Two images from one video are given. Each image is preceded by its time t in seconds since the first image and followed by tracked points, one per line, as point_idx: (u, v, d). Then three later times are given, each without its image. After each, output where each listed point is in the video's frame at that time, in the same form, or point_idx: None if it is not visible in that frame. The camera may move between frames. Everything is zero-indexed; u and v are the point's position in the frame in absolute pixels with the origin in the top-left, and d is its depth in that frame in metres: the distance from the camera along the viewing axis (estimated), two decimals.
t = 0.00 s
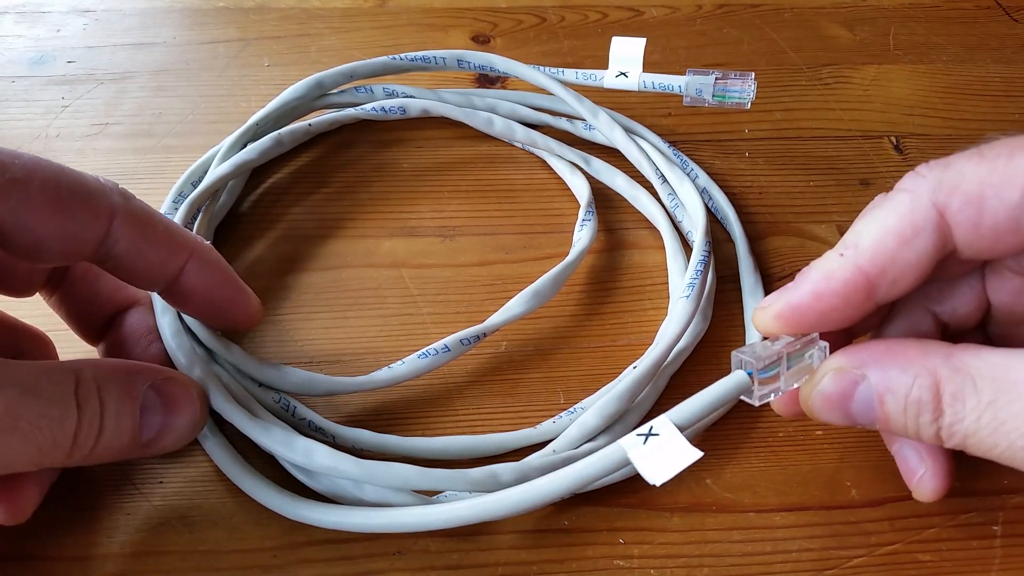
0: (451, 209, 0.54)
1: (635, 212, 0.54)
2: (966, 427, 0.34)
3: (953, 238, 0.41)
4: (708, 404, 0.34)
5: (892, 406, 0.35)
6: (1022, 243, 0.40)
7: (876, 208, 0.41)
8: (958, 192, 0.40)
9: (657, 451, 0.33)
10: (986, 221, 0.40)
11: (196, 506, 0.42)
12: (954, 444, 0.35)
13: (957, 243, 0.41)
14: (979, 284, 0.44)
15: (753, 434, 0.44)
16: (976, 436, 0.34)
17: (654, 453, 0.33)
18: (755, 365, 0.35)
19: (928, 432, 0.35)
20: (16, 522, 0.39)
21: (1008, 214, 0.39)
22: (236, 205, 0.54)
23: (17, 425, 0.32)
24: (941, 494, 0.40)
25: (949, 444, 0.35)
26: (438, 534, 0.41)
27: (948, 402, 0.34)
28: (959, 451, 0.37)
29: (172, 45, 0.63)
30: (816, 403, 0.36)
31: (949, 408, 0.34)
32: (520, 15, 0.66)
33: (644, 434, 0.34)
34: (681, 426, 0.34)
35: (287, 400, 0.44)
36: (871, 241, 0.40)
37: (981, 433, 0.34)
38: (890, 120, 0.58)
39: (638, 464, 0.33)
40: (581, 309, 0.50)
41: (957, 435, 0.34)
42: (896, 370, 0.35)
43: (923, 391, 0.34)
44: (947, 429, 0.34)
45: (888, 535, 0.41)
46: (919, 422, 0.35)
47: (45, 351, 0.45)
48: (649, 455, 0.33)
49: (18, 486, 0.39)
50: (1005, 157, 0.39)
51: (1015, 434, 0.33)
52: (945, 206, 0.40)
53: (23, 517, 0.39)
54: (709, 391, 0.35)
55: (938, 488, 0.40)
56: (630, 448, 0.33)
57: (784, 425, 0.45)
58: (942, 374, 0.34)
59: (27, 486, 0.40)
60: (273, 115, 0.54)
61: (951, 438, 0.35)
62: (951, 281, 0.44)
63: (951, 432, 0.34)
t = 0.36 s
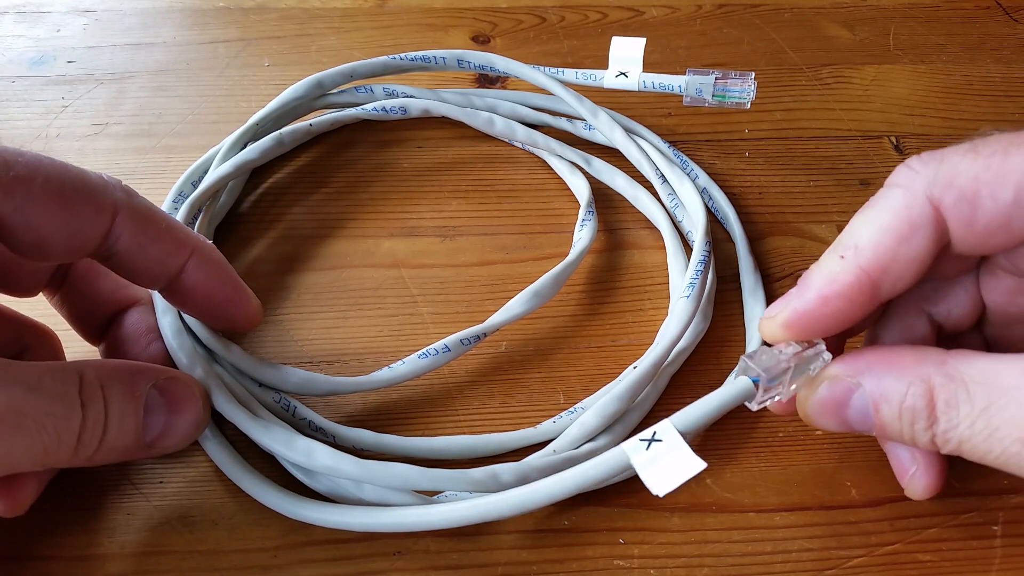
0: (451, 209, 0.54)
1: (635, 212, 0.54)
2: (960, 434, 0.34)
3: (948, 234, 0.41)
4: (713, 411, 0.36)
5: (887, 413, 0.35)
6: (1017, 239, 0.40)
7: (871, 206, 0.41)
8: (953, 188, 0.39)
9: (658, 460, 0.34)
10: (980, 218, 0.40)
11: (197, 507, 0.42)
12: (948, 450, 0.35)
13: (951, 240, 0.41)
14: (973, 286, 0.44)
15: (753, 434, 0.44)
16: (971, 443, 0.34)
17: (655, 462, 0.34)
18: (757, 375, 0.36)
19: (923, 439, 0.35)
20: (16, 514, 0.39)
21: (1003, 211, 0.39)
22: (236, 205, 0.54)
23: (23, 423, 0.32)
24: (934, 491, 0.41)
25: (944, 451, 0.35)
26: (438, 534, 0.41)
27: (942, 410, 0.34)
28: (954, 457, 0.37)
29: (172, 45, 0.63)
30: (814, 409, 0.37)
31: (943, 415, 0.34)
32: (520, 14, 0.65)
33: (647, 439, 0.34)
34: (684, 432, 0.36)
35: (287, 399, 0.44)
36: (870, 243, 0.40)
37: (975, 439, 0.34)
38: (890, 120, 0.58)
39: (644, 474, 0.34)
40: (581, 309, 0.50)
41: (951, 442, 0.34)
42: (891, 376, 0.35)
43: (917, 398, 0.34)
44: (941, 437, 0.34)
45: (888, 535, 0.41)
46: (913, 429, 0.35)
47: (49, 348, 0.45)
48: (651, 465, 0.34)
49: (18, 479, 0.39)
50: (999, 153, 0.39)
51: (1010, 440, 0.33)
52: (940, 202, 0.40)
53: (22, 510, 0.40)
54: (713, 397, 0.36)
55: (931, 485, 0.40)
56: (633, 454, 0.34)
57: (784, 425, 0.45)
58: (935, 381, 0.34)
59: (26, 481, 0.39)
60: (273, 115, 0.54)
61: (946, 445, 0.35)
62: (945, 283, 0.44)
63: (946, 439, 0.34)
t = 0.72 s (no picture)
0: (451, 209, 0.54)
1: (635, 212, 0.54)
2: (956, 441, 0.34)
3: (950, 244, 0.40)
4: (716, 431, 0.35)
5: (883, 422, 0.36)
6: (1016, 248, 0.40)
7: (873, 217, 0.40)
8: (957, 198, 0.39)
9: (662, 477, 0.35)
10: (983, 227, 0.40)
11: (197, 507, 0.42)
12: (947, 456, 0.35)
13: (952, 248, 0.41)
14: (968, 288, 0.44)
15: (753, 434, 0.44)
16: (967, 449, 0.34)
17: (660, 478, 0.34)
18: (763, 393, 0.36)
19: (920, 445, 0.35)
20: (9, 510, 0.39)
21: (1005, 221, 0.39)
22: (236, 205, 0.54)
23: (21, 415, 0.32)
24: (929, 492, 0.41)
25: (944, 456, 0.36)
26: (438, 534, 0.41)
27: (936, 418, 0.34)
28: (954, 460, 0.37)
29: (172, 45, 0.63)
30: (810, 419, 0.38)
31: (937, 423, 0.34)
32: (520, 14, 0.65)
33: (651, 456, 0.35)
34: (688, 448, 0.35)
35: (287, 399, 0.44)
36: (879, 255, 0.39)
37: (970, 446, 0.34)
38: (890, 120, 0.58)
39: (648, 492, 0.34)
40: (581, 309, 0.50)
41: (948, 448, 0.35)
42: (884, 387, 0.35)
43: (911, 407, 0.34)
44: (937, 444, 0.35)
45: (888, 535, 0.41)
46: (910, 437, 0.35)
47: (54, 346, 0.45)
48: (655, 482, 0.35)
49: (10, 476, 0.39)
50: (1001, 163, 0.39)
51: (1004, 447, 0.33)
52: (943, 211, 0.40)
53: (14, 507, 0.40)
54: (721, 415, 0.36)
55: (927, 486, 0.40)
56: (637, 470, 0.35)
57: (784, 425, 0.45)
58: (928, 390, 0.34)
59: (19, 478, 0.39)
60: (273, 115, 0.54)
61: (943, 451, 0.35)
62: (943, 286, 0.45)
63: (942, 446, 0.35)
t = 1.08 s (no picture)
0: (451, 209, 0.54)
1: (635, 212, 0.54)
2: (958, 441, 0.34)
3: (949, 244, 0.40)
4: (714, 430, 0.35)
5: (884, 423, 0.36)
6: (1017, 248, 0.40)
7: (871, 216, 0.40)
8: (957, 198, 0.39)
9: (660, 476, 0.34)
10: (983, 228, 0.40)
11: (197, 507, 0.42)
12: (949, 457, 0.35)
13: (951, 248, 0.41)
14: (968, 289, 0.44)
15: (753, 434, 0.44)
16: (969, 450, 0.34)
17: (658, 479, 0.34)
18: (759, 393, 0.36)
19: (922, 446, 0.35)
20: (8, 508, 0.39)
21: (1005, 222, 0.39)
22: (236, 205, 0.54)
23: (31, 412, 0.32)
24: (932, 494, 0.41)
25: (946, 457, 0.36)
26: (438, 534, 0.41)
27: (938, 418, 0.34)
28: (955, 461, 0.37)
29: (172, 45, 0.63)
30: (810, 420, 0.38)
31: (939, 423, 0.34)
32: (520, 14, 0.65)
33: (650, 455, 0.35)
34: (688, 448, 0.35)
35: (286, 400, 0.44)
36: (876, 255, 0.39)
37: (973, 446, 0.34)
38: (890, 120, 0.58)
39: (645, 492, 0.34)
40: (581, 310, 0.50)
41: (950, 449, 0.35)
42: (886, 387, 0.35)
43: (913, 407, 0.34)
44: (939, 444, 0.35)
45: (887, 535, 0.41)
46: (912, 437, 0.35)
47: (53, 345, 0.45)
48: (653, 482, 0.34)
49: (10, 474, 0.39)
50: (1003, 164, 0.39)
51: (1006, 447, 0.33)
52: (942, 211, 0.40)
53: (13, 505, 0.40)
54: (719, 414, 0.35)
55: (928, 489, 0.40)
56: (635, 469, 0.35)
57: (784, 425, 0.45)
58: (930, 390, 0.34)
59: (18, 476, 0.39)
60: (273, 115, 0.54)
61: (946, 451, 0.35)
62: (943, 287, 0.44)
63: (944, 446, 0.35)
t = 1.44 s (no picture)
0: (451, 209, 0.54)
1: (635, 212, 0.54)
2: (970, 434, 0.34)
3: (950, 232, 0.41)
4: (711, 416, 0.35)
5: (894, 413, 0.35)
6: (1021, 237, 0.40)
7: (874, 201, 0.41)
8: (959, 185, 0.39)
9: (660, 461, 0.34)
10: (985, 216, 0.40)
11: (197, 507, 0.42)
12: (957, 451, 0.35)
13: (953, 236, 0.41)
14: (969, 286, 0.44)
15: (753, 434, 0.44)
16: (981, 443, 0.34)
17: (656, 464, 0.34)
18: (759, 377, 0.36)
19: (931, 439, 0.35)
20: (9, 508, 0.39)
21: (1008, 210, 0.39)
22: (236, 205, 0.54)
23: (31, 409, 0.32)
24: (935, 492, 0.41)
25: (953, 451, 0.35)
26: (438, 534, 0.41)
27: (951, 409, 0.34)
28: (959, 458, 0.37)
29: (172, 45, 0.63)
30: (816, 407, 0.37)
31: (952, 414, 0.34)
32: (520, 14, 0.65)
33: (648, 441, 0.34)
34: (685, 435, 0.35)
35: (286, 399, 0.44)
36: (874, 240, 0.40)
37: (985, 439, 0.34)
38: (890, 120, 0.58)
39: (643, 476, 0.34)
40: (581, 310, 0.50)
41: (961, 442, 0.34)
42: (899, 375, 0.35)
43: (926, 396, 0.34)
44: (950, 436, 0.34)
45: (888, 535, 0.41)
46: (921, 429, 0.35)
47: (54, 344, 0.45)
48: (652, 466, 0.34)
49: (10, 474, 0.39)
50: (1008, 152, 0.39)
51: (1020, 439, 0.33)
52: (945, 199, 0.40)
53: (13, 505, 0.40)
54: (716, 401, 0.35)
55: (931, 486, 0.40)
56: (632, 455, 0.34)
57: (784, 425, 0.45)
58: (944, 380, 0.34)
59: (19, 475, 0.39)
60: (273, 115, 0.54)
61: (954, 445, 0.35)
62: (943, 283, 0.44)
63: (955, 439, 0.34)
